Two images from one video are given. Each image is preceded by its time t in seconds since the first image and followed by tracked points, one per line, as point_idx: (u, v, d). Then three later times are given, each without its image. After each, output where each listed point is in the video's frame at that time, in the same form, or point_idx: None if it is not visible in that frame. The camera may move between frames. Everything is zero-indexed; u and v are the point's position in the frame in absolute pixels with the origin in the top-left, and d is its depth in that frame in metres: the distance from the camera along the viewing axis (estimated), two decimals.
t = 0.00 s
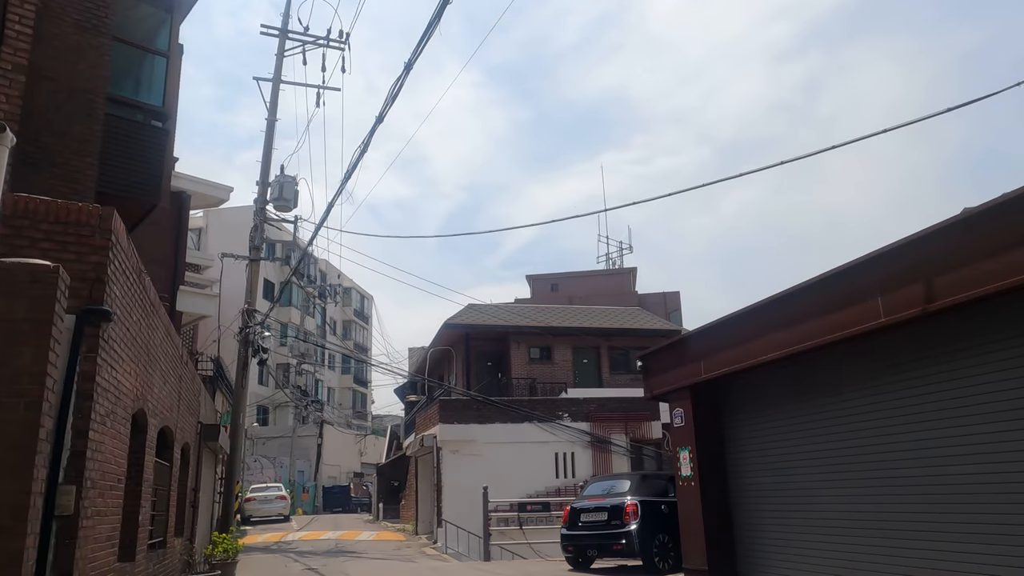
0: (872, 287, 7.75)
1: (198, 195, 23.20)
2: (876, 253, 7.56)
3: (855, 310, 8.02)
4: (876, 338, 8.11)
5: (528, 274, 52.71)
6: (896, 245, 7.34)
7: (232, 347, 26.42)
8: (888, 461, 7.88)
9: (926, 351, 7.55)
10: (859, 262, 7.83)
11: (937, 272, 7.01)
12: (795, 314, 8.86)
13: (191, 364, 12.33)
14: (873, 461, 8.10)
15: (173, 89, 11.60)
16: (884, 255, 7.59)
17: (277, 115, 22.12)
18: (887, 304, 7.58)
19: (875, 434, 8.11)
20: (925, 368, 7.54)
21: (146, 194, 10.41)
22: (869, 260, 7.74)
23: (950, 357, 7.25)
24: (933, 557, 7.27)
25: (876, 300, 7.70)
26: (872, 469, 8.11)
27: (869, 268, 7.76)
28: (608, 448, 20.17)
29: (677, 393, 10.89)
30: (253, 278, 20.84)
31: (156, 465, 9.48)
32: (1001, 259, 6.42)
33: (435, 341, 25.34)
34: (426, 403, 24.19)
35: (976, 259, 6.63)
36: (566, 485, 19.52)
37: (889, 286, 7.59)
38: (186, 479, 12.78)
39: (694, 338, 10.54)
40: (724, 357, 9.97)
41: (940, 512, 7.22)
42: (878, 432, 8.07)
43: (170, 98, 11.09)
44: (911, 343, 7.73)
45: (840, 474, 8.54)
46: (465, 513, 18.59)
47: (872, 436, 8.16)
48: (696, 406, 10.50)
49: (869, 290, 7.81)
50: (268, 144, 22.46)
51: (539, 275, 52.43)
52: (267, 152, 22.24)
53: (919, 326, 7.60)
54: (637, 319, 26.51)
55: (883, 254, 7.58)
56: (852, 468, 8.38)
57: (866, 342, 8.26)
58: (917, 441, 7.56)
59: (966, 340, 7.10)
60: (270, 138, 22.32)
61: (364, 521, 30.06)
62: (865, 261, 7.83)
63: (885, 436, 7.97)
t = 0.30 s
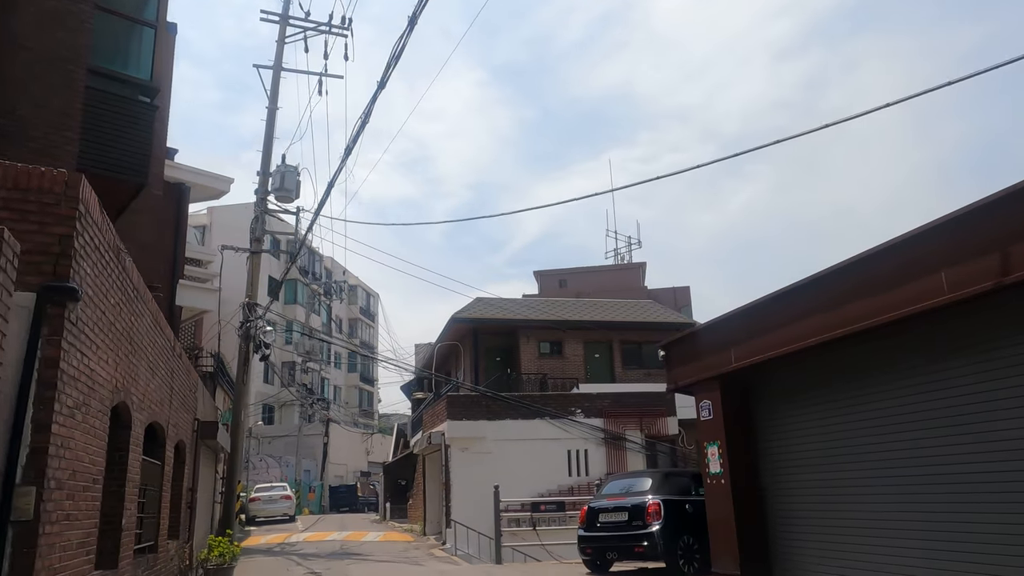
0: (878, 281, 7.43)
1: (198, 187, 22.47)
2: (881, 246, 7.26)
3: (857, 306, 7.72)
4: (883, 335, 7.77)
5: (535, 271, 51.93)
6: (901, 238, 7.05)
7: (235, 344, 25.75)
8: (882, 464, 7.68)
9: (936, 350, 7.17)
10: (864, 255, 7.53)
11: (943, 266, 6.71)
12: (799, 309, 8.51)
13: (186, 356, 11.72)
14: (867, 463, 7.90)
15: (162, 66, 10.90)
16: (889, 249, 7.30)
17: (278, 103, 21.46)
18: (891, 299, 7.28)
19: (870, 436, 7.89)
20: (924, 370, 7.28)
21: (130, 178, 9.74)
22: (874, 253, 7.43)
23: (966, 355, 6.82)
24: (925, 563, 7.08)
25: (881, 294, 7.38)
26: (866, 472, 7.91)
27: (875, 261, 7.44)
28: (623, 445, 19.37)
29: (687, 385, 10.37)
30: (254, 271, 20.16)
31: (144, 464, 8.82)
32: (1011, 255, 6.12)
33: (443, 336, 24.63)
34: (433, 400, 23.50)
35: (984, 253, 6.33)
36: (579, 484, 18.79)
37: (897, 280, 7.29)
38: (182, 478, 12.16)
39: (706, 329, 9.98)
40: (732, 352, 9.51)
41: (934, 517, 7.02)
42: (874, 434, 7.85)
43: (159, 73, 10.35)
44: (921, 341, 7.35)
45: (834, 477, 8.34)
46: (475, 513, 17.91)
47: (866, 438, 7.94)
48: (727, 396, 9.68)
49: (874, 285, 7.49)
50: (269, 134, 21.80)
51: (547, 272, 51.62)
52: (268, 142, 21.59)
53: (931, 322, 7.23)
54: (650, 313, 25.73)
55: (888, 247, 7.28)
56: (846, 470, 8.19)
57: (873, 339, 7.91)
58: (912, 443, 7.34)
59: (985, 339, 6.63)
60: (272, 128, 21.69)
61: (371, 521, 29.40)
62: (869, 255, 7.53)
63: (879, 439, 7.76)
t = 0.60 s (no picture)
0: (873, 277, 7.05)
1: (188, 177, 21.60)
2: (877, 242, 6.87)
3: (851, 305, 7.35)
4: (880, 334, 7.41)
5: (536, 267, 51.11)
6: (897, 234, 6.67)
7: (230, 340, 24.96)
8: (877, 466, 7.40)
9: (944, 347, 6.71)
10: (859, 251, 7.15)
11: (941, 263, 6.35)
12: (795, 306, 8.10)
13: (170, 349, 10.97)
14: (863, 463, 7.61)
15: (139, 34, 10.08)
16: (882, 245, 6.94)
17: (271, 89, 20.66)
18: (886, 298, 6.91)
19: (866, 435, 7.59)
20: (922, 370, 6.95)
21: (96, 152, 8.86)
22: (869, 249, 7.05)
23: (992, 349, 6.25)
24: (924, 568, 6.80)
25: (877, 291, 7.00)
26: (862, 472, 7.62)
27: (870, 257, 7.05)
28: (632, 442, 18.57)
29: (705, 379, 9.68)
30: (247, 264, 19.36)
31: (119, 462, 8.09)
32: None
33: (443, 331, 23.85)
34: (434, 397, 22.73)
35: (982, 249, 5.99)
36: (585, 484, 18.00)
37: (893, 277, 6.90)
38: (166, 478, 11.40)
39: (715, 323, 9.39)
40: (734, 349, 9.00)
41: (931, 520, 6.75)
42: (870, 434, 7.54)
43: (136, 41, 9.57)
44: (927, 337, 6.90)
45: (830, 477, 8.04)
46: (477, 515, 17.15)
47: (863, 437, 7.64)
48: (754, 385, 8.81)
49: (869, 282, 7.12)
50: (262, 122, 21.01)
51: (548, 268, 50.80)
52: (261, 130, 20.84)
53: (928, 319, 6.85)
54: (656, 306, 24.97)
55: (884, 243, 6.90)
56: (841, 470, 7.89)
57: (869, 338, 7.55)
58: (910, 444, 7.03)
59: (997, 335, 6.18)
60: (265, 115, 20.90)
61: (370, 522, 28.61)
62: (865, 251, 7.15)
63: (874, 440, 7.47)
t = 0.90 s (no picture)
0: (872, 277, 6.75)
1: (184, 167, 20.80)
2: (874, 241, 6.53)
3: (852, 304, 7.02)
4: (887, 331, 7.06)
5: (543, 265, 50.24)
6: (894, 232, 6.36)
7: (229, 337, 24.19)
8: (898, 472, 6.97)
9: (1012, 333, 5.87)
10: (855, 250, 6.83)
11: (942, 259, 6.05)
12: (795, 307, 7.73)
13: (156, 339, 10.17)
14: (892, 463, 7.05)
15: None
16: (879, 244, 6.63)
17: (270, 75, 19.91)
18: (888, 296, 6.60)
19: (892, 434, 7.05)
20: (940, 371, 6.55)
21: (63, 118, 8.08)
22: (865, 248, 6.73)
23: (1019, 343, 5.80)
24: None
25: (878, 290, 6.69)
26: (885, 474, 7.12)
27: (868, 256, 6.74)
28: (647, 441, 17.73)
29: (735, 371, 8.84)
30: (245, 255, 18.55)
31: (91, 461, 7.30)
32: None
33: (449, 327, 23.05)
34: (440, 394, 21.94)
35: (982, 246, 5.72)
36: (599, 484, 17.22)
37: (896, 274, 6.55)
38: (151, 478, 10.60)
39: (727, 319, 8.79)
40: (749, 345, 8.43)
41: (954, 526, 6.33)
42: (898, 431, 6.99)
43: None
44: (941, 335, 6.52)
45: (856, 477, 7.46)
46: (486, 516, 16.35)
47: (884, 437, 7.16)
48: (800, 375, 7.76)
49: (868, 280, 6.83)
50: (260, 109, 20.24)
51: (554, 266, 49.92)
52: (259, 118, 20.10)
53: (935, 316, 6.54)
54: (669, 300, 24.13)
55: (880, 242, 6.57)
56: (869, 470, 7.33)
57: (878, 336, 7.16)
58: (937, 443, 6.54)
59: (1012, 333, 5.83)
60: (264, 102, 20.13)
61: (375, 524, 27.82)
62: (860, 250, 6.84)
63: (892, 444, 7.04)
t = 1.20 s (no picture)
0: (874, 273, 6.51)
1: (185, 157, 19.94)
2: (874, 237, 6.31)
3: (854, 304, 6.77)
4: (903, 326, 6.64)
5: (555, 262, 49.38)
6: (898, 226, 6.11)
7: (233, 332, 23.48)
8: (960, 470, 6.11)
9: None
10: (857, 245, 6.60)
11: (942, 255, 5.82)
12: (803, 302, 7.44)
13: (140, 326, 9.43)
14: (952, 461, 6.22)
15: None
16: (881, 240, 6.40)
17: (272, 61, 19.18)
18: (889, 293, 6.36)
19: (953, 427, 6.20)
20: (999, 354, 5.75)
21: (26, 79, 7.32)
22: (867, 244, 6.50)
23: None
24: None
25: (881, 287, 6.43)
26: (943, 470, 6.29)
27: (870, 251, 6.50)
28: (666, 439, 16.86)
29: (773, 360, 8.02)
30: (246, 248, 17.80)
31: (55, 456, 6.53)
32: None
33: (459, 322, 22.26)
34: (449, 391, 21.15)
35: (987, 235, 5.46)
36: (616, 484, 16.41)
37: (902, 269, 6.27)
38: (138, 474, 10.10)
39: (754, 306, 8.20)
40: (780, 332, 7.75)
41: None
42: (951, 422, 6.22)
43: None
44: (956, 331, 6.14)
45: (914, 475, 6.58)
46: (497, 517, 15.59)
47: (943, 432, 6.30)
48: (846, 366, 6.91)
49: (870, 277, 6.58)
50: (262, 96, 19.54)
51: (566, 263, 49.04)
52: (261, 104, 19.37)
53: (945, 311, 6.20)
54: (687, 293, 23.22)
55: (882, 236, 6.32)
56: (926, 467, 6.47)
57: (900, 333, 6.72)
58: (1007, 435, 5.68)
59: None
60: (266, 89, 19.43)
61: (383, 526, 27.06)
62: (863, 244, 6.61)
63: (953, 439, 6.19)
